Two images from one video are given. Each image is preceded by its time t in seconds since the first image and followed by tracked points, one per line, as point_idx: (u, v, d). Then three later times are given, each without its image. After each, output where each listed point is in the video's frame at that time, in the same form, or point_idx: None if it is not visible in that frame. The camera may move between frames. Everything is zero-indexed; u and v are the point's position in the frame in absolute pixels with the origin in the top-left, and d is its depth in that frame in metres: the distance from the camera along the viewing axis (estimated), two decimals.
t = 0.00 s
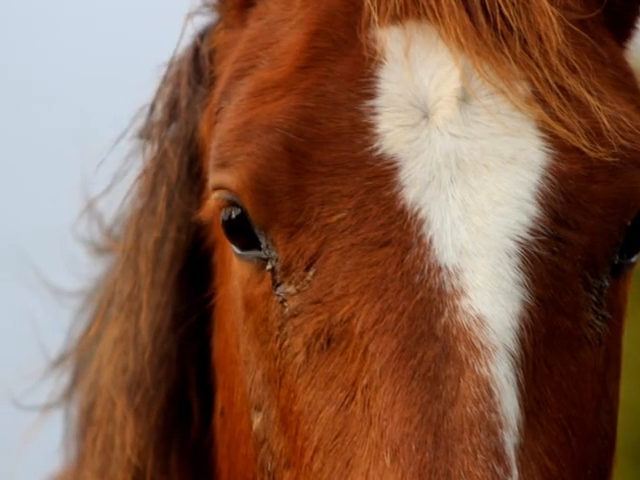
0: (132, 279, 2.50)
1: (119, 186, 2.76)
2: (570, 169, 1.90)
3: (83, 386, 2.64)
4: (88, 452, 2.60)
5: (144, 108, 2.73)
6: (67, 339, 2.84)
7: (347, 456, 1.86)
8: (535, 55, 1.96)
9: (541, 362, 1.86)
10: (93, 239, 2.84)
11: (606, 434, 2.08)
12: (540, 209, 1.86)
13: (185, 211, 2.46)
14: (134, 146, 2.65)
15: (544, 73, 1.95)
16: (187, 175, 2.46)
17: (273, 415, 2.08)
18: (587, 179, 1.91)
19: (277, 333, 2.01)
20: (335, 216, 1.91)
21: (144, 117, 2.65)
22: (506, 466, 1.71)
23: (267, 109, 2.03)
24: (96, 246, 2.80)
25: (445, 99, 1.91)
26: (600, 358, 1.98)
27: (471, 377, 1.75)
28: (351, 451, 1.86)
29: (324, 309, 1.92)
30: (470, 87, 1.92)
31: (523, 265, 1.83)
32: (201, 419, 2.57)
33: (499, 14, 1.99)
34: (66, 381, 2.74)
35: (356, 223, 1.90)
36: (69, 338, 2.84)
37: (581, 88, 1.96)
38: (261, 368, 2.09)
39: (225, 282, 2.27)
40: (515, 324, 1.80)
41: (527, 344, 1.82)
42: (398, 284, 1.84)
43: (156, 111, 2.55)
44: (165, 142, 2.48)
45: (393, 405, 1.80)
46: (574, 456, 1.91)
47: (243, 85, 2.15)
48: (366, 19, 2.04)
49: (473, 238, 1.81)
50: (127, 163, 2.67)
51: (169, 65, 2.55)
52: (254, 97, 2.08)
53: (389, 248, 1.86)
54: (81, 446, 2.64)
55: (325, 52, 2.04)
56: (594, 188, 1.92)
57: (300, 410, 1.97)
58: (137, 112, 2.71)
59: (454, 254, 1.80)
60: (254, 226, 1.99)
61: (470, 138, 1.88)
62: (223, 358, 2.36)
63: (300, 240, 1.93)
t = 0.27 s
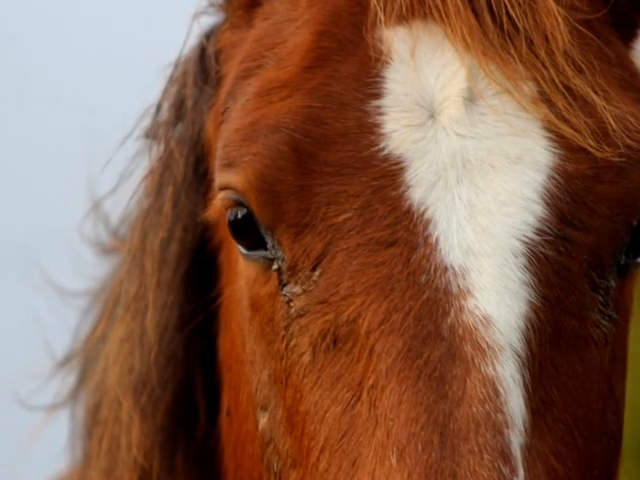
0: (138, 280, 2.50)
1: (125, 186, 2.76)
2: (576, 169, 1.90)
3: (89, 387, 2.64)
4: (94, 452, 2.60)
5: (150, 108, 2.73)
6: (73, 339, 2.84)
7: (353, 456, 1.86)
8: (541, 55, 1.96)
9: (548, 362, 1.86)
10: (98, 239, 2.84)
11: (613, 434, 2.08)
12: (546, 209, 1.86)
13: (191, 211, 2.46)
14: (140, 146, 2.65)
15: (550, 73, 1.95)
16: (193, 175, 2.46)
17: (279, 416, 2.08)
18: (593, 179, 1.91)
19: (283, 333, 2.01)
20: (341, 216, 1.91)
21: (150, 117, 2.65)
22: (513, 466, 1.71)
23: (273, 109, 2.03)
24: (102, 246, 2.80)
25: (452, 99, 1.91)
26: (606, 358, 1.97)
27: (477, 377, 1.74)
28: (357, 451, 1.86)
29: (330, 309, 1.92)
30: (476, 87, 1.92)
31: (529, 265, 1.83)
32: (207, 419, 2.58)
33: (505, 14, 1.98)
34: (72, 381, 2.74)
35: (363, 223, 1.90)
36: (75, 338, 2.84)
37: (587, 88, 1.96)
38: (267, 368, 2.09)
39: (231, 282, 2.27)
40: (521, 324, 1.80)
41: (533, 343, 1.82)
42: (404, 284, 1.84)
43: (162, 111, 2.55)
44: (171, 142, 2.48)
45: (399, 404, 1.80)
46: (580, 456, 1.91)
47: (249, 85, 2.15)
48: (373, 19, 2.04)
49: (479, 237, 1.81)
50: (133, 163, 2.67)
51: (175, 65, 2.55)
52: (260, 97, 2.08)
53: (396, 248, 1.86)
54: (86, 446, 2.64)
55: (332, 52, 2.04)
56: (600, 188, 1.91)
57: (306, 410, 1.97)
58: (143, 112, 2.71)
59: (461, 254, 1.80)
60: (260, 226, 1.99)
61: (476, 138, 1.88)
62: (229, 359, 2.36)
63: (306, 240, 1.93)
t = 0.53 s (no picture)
0: (145, 279, 2.51)
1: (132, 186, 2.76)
2: (582, 169, 1.90)
3: (96, 386, 2.64)
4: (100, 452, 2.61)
5: (156, 108, 2.73)
6: (80, 339, 2.85)
7: (359, 456, 1.87)
8: (547, 55, 1.95)
9: (554, 362, 1.86)
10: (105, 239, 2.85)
11: (619, 434, 2.08)
12: (552, 209, 1.86)
13: (197, 211, 2.46)
14: (146, 146, 2.65)
15: (557, 73, 1.95)
16: (199, 175, 2.46)
17: (286, 415, 2.08)
18: (600, 179, 1.91)
19: (290, 333, 2.01)
20: (347, 216, 1.91)
21: (156, 116, 2.65)
22: (519, 466, 1.71)
23: (279, 109, 2.03)
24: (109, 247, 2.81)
25: (457, 99, 1.91)
26: (612, 358, 1.97)
27: (483, 377, 1.74)
28: (364, 451, 1.86)
29: (336, 309, 1.92)
30: (482, 87, 1.92)
31: (535, 265, 1.83)
32: (213, 418, 2.58)
33: (512, 14, 1.98)
34: (79, 381, 2.75)
35: (369, 223, 1.90)
36: (81, 338, 2.85)
37: (593, 88, 1.96)
38: (273, 368, 2.09)
39: (237, 281, 2.27)
40: (527, 324, 1.80)
41: (539, 343, 1.82)
42: (410, 284, 1.84)
43: (168, 111, 2.55)
44: (177, 142, 2.48)
45: (405, 405, 1.80)
46: (586, 456, 1.91)
47: (255, 85, 2.15)
48: (379, 19, 2.04)
49: (485, 237, 1.81)
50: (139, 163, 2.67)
51: (181, 65, 2.55)
52: (267, 97, 2.08)
53: (402, 248, 1.86)
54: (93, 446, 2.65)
55: (338, 52, 2.04)
56: (606, 188, 1.91)
57: (312, 410, 1.97)
58: (149, 112, 2.71)
59: (467, 254, 1.80)
60: (266, 226, 1.99)
61: (482, 138, 1.88)
62: (235, 358, 2.36)
63: (312, 240, 1.94)
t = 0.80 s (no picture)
0: (151, 280, 2.51)
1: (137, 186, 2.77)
2: (588, 169, 1.90)
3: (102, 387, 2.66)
4: (107, 452, 2.62)
5: (162, 108, 2.73)
6: (86, 339, 2.85)
7: (365, 456, 1.87)
8: (553, 55, 1.95)
9: (560, 362, 1.86)
10: (111, 239, 2.86)
11: (624, 434, 2.07)
12: (558, 209, 1.86)
13: (203, 211, 2.46)
14: (152, 146, 2.65)
15: (563, 74, 1.94)
16: (205, 175, 2.46)
17: (292, 416, 2.08)
18: (606, 179, 1.91)
19: (296, 333, 2.01)
20: (353, 216, 1.92)
21: (162, 117, 2.65)
22: (525, 466, 1.71)
23: (285, 109, 2.03)
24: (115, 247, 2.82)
25: (464, 99, 1.91)
26: (618, 358, 1.97)
27: (489, 377, 1.74)
28: (370, 451, 1.86)
29: (342, 309, 1.92)
30: (488, 87, 1.92)
31: (541, 265, 1.83)
32: (219, 419, 2.58)
33: (518, 14, 1.98)
34: (85, 381, 2.76)
35: (375, 223, 1.90)
36: (87, 338, 2.85)
37: (600, 89, 1.96)
38: (279, 368, 2.09)
39: (243, 281, 2.27)
40: (533, 324, 1.80)
41: (545, 343, 1.82)
42: (416, 284, 1.84)
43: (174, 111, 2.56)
44: (183, 142, 2.48)
45: (411, 405, 1.80)
46: (592, 456, 1.91)
47: (261, 85, 2.15)
48: (385, 19, 2.04)
49: (491, 237, 1.81)
50: (145, 163, 2.68)
51: (187, 65, 2.56)
52: (273, 97, 2.08)
53: (408, 248, 1.86)
54: (100, 446, 2.66)
55: (344, 52, 2.04)
56: (612, 188, 1.91)
57: (318, 410, 1.97)
58: (155, 112, 2.71)
59: (473, 254, 1.80)
60: (272, 226, 1.99)
61: (489, 138, 1.88)
62: (241, 358, 2.36)
63: (318, 240, 1.94)
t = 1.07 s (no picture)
0: (157, 279, 2.52)
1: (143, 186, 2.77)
2: (594, 169, 1.89)
3: (108, 387, 2.67)
4: (113, 452, 2.63)
5: (168, 108, 2.73)
6: (92, 339, 2.86)
7: (371, 456, 1.87)
8: (559, 55, 1.95)
9: (566, 362, 1.85)
10: (117, 239, 2.86)
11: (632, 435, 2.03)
12: (564, 209, 1.85)
13: (209, 211, 2.46)
14: (158, 146, 2.66)
15: (569, 73, 1.94)
16: (211, 176, 2.46)
17: (298, 416, 2.08)
18: (612, 179, 1.89)
19: (302, 333, 2.01)
20: (359, 216, 1.92)
21: (168, 116, 2.66)
22: (531, 466, 1.71)
23: (291, 109, 2.03)
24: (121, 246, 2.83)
25: (470, 99, 1.91)
26: (625, 359, 1.92)
27: (496, 377, 1.74)
28: (376, 451, 1.86)
29: (348, 309, 1.92)
30: (494, 87, 1.92)
31: (548, 265, 1.82)
32: (225, 419, 2.58)
33: (524, 14, 1.97)
34: (91, 381, 2.77)
35: (381, 223, 1.90)
36: (93, 338, 2.86)
37: (606, 88, 1.94)
38: (285, 368, 2.09)
39: (249, 281, 2.27)
40: (539, 324, 1.80)
41: (552, 343, 1.82)
42: (422, 284, 1.84)
43: (180, 111, 2.56)
44: (189, 142, 2.48)
45: (417, 405, 1.80)
46: (598, 456, 1.90)
47: (267, 85, 2.15)
48: (391, 19, 2.04)
49: (497, 238, 1.81)
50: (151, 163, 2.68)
51: (193, 65, 2.56)
52: (279, 97, 2.08)
53: (413, 248, 1.86)
54: (106, 446, 2.67)
55: (350, 52, 2.04)
56: (618, 188, 1.89)
57: (324, 410, 1.97)
58: (161, 112, 2.72)
59: (479, 254, 1.80)
60: (278, 226, 1.99)
61: (495, 138, 1.87)
62: (247, 358, 2.36)
63: (324, 240, 1.94)
